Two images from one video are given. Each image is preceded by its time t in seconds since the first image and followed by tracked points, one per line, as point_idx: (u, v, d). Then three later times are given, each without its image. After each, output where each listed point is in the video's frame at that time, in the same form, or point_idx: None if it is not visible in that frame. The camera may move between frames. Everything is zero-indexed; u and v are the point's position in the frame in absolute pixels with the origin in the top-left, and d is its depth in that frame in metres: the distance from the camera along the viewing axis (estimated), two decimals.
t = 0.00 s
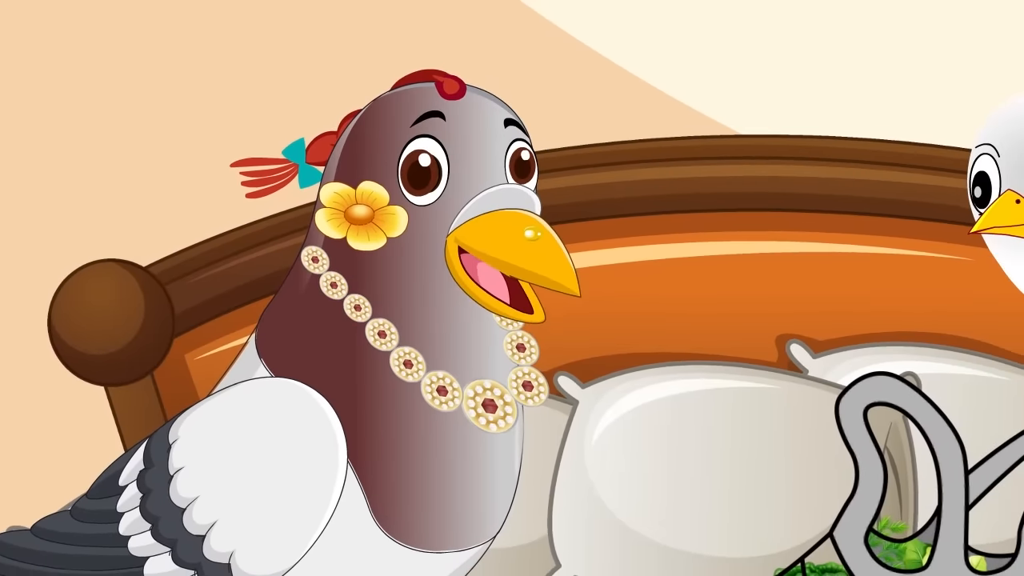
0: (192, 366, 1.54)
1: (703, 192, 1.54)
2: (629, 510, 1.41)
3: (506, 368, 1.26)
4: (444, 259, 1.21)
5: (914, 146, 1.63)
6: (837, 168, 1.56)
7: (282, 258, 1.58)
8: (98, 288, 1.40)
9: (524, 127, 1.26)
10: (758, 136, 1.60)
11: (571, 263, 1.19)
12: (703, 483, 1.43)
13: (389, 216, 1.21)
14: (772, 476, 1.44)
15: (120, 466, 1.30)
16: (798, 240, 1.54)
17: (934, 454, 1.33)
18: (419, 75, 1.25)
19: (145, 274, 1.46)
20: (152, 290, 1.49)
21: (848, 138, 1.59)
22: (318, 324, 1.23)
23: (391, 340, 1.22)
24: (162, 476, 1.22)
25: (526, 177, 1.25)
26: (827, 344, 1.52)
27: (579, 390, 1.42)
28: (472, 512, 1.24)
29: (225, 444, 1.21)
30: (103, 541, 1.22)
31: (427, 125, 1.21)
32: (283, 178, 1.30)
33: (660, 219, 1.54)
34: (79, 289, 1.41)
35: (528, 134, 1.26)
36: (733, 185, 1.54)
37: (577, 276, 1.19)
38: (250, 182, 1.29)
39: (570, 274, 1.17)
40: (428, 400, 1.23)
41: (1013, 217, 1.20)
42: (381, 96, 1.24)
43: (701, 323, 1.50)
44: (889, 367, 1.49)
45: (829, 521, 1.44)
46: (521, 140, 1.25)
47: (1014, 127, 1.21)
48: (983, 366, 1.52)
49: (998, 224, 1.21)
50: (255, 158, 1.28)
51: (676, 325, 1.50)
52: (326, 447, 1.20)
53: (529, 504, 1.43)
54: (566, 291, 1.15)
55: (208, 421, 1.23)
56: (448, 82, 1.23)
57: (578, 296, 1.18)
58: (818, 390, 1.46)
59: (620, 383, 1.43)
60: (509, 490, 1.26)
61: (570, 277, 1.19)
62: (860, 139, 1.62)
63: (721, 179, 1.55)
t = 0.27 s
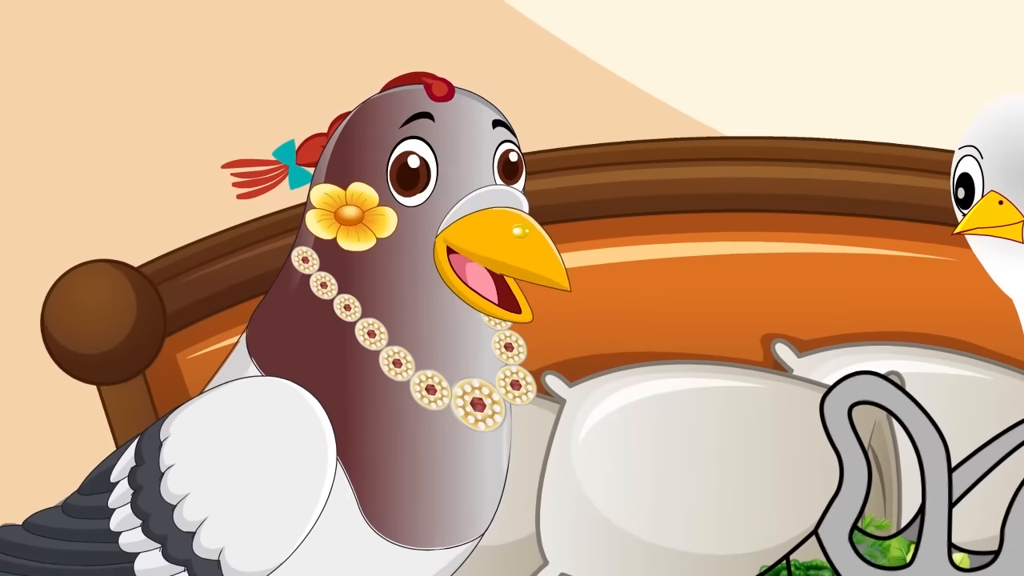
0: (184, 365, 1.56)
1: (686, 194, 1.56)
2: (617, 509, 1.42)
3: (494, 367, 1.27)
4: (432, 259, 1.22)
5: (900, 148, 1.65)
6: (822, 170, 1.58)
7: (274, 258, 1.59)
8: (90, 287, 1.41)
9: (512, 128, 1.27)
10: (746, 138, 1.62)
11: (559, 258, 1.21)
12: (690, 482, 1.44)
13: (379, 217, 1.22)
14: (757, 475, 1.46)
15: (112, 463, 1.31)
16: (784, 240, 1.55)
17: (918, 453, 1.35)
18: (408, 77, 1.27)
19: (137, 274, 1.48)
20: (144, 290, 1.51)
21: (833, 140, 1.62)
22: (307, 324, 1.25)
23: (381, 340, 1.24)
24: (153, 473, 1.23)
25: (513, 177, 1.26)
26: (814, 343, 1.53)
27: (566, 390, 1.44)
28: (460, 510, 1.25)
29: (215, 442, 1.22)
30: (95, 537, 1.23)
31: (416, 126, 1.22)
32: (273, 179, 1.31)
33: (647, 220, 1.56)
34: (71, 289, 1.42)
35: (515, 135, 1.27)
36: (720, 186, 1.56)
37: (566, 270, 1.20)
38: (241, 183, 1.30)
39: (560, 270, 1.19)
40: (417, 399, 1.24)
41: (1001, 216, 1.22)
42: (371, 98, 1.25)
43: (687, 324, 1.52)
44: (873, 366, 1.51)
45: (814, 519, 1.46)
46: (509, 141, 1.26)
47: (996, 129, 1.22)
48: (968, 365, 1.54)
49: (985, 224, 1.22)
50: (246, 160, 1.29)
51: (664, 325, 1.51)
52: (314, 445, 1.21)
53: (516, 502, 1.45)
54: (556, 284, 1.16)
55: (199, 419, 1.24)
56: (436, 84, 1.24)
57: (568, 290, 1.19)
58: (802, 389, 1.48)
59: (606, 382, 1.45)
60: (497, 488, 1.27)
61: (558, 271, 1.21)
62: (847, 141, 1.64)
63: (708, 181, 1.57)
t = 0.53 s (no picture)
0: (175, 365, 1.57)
1: (675, 196, 1.58)
2: (603, 507, 1.44)
3: (483, 366, 1.29)
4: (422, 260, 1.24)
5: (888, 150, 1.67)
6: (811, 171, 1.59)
7: (265, 258, 1.60)
8: (84, 287, 1.43)
9: (500, 130, 1.29)
10: (734, 140, 1.63)
11: (547, 259, 1.22)
12: (675, 481, 1.46)
13: (369, 217, 1.23)
14: (742, 474, 1.48)
15: (103, 458, 1.32)
16: (772, 241, 1.57)
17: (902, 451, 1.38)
18: (397, 79, 1.28)
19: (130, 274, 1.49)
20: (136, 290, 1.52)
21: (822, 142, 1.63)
22: (297, 323, 1.26)
23: (370, 339, 1.25)
24: (143, 469, 1.25)
25: (502, 178, 1.27)
26: (801, 342, 1.55)
27: (554, 389, 1.46)
28: (449, 507, 1.27)
29: (206, 439, 1.23)
30: (86, 531, 1.24)
31: (405, 128, 1.23)
32: (264, 180, 1.32)
33: (635, 222, 1.58)
34: (65, 288, 1.44)
35: (504, 137, 1.29)
36: (709, 187, 1.58)
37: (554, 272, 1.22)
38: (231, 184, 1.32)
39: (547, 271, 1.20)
40: (407, 398, 1.25)
41: (985, 217, 1.23)
42: (360, 100, 1.26)
43: (677, 322, 1.53)
44: (857, 365, 1.52)
45: (800, 517, 1.47)
46: (497, 143, 1.27)
47: (980, 131, 1.24)
48: (950, 365, 1.55)
49: (971, 225, 1.24)
50: (237, 161, 1.31)
51: (652, 325, 1.53)
52: (304, 444, 1.23)
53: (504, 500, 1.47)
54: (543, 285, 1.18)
55: (190, 416, 1.25)
56: (426, 86, 1.25)
57: (555, 292, 1.21)
58: (787, 389, 1.50)
59: (593, 381, 1.47)
60: (485, 486, 1.29)
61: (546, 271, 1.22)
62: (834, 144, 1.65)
63: (697, 181, 1.58)
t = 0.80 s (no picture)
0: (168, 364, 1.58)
1: (664, 197, 1.60)
2: (592, 506, 1.48)
3: (471, 365, 1.30)
4: (412, 260, 1.25)
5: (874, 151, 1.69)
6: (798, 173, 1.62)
7: (257, 258, 1.62)
8: (76, 288, 1.45)
9: (490, 137, 1.30)
10: (723, 141, 1.65)
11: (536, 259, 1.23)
12: (663, 480, 1.50)
13: (358, 218, 1.25)
14: (729, 471, 1.52)
15: (96, 456, 1.34)
16: (759, 241, 1.59)
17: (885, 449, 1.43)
18: (387, 82, 1.29)
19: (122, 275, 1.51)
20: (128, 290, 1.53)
21: (809, 145, 1.66)
22: (288, 322, 1.27)
23: (360, 339, 1.26)
24: (136, 467, 1.26)
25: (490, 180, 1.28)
26: (785, 342, 1.58)
27: (541, 387, 1.49)
28: (439, 503, 1.28)
29: (198, 437, 1.25)
30: (79, 529, 1.26)
31: (395, 131, 1.25)
32: (255, 182, 1.34)
33: (625, 222, 1.60)
34: (57, 290, 1.45)
35: (493, 141, 1.30)
36: (698, 188, 1.60)
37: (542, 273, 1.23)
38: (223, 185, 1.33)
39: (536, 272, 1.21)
40: (396, 397, 1.27)
41: (968, 218, 1.25)
42: (351, 103, 1.28)
43: (666, 322, 1.56)
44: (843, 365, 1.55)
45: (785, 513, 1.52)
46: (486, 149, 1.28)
47: (964, 131, 1.26)
48: (935, 364, 1.58)
49: (952, 227, 1.26)
50: (228, 162, 1.32)
51: (640, 325, 1.55)
52: (294, 442, 1.24)
53: (494, 499, 1.49)
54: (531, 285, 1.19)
55: (182, 414, 1.26)
56: (415, 89, 1.27)
57: (543, 292, 1.22)
58: (773, 387, 1.53)
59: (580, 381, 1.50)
60: (474, 485, 1.31)
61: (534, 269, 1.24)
62: (821, 145, 1.67)
63: (686, 182, 1.60)
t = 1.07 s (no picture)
0: (160, 363, 1.60)
1: (653, 197, 1.62)
2: (580, 503, 1.54)
3: (461, 365, 1.31)
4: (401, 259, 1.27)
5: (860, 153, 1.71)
6: (786, 174, 1.64)
7: (248, 259, 1.63)
8: (68, 288, 1.46)
9: (478, 135, 1.31)
10: (710, 143, 1.67)
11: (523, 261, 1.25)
12: (651, 478, 1.56)
13: (348, 219, 1.26)
14: (716, 470, 1.57)
15: (91, 457, 1.35)
16: (747, 242, 1.62)
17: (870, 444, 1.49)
18: (377, 83, 1.31)
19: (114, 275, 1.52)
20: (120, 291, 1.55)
21: (796, 146, 1.68)
22: (280, 323, 1.29)
23: (351, 338, 1.28)
24: (130, 468, 1.27)
25: (479, 181, 1.30)
26: (772, 341, 1.61)
27: (530, 386, 1.53)
28: (429, 499, 1.29)
29: (191, 437, 1.26)
30: (74, 530, 1.27)
31: (385, 132, 1.26)
32: (246, 183, 1.35)
33: (615, 223, 1.62)
34: (50, 290, 1.47)
35: (482, 141, 1.32)
36: (686, 189, 1.62)
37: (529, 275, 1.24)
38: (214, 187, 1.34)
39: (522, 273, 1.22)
40: (386, 396, 1.28)
41: (953, 219, 1.26)
42: (341, 105, 1.29)
43: (656, 322, 1.58)
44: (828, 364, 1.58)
45: (771, 511, 1.58)
46: (474, 146, 1.30)
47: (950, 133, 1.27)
48: (919, 364, 1.61)
49: (938, 228, 1.27)
50: (219, 164, 1.33)
51: (631, 325, 1.58)
52: (286, 441, 1.25)
53: (483, 499, 1.55)
54: (516, 284, 1.20)
55: (176, 415, 1.28)
56: (405, 91, 1.28)
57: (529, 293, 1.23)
58: (758, 386, 1.57)
59: (568, 380, 1.54)
60: (463, 483, 1.32)
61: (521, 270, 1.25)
62: (809, 147, 1.69)
63: (675, 183, 1.63)
